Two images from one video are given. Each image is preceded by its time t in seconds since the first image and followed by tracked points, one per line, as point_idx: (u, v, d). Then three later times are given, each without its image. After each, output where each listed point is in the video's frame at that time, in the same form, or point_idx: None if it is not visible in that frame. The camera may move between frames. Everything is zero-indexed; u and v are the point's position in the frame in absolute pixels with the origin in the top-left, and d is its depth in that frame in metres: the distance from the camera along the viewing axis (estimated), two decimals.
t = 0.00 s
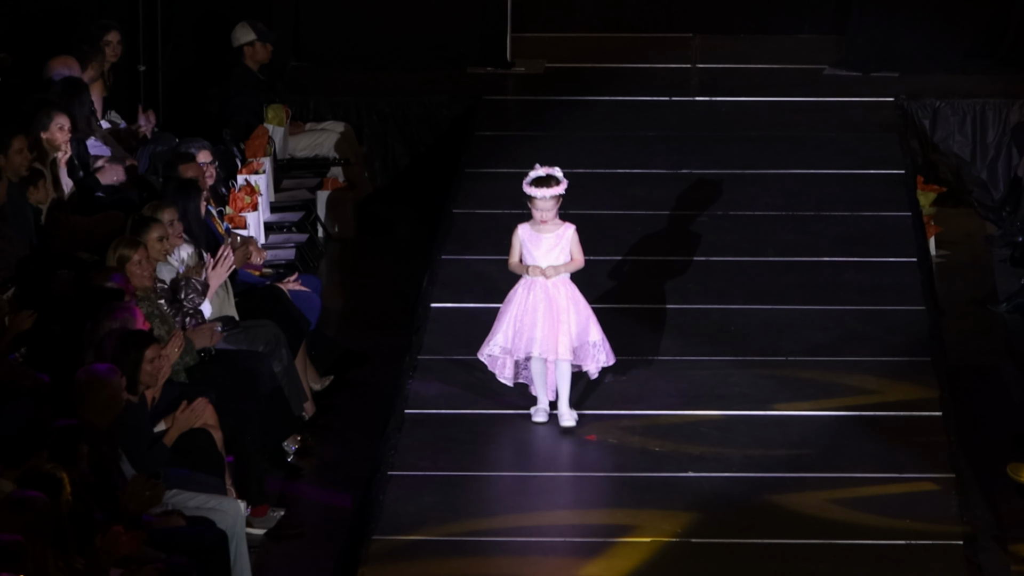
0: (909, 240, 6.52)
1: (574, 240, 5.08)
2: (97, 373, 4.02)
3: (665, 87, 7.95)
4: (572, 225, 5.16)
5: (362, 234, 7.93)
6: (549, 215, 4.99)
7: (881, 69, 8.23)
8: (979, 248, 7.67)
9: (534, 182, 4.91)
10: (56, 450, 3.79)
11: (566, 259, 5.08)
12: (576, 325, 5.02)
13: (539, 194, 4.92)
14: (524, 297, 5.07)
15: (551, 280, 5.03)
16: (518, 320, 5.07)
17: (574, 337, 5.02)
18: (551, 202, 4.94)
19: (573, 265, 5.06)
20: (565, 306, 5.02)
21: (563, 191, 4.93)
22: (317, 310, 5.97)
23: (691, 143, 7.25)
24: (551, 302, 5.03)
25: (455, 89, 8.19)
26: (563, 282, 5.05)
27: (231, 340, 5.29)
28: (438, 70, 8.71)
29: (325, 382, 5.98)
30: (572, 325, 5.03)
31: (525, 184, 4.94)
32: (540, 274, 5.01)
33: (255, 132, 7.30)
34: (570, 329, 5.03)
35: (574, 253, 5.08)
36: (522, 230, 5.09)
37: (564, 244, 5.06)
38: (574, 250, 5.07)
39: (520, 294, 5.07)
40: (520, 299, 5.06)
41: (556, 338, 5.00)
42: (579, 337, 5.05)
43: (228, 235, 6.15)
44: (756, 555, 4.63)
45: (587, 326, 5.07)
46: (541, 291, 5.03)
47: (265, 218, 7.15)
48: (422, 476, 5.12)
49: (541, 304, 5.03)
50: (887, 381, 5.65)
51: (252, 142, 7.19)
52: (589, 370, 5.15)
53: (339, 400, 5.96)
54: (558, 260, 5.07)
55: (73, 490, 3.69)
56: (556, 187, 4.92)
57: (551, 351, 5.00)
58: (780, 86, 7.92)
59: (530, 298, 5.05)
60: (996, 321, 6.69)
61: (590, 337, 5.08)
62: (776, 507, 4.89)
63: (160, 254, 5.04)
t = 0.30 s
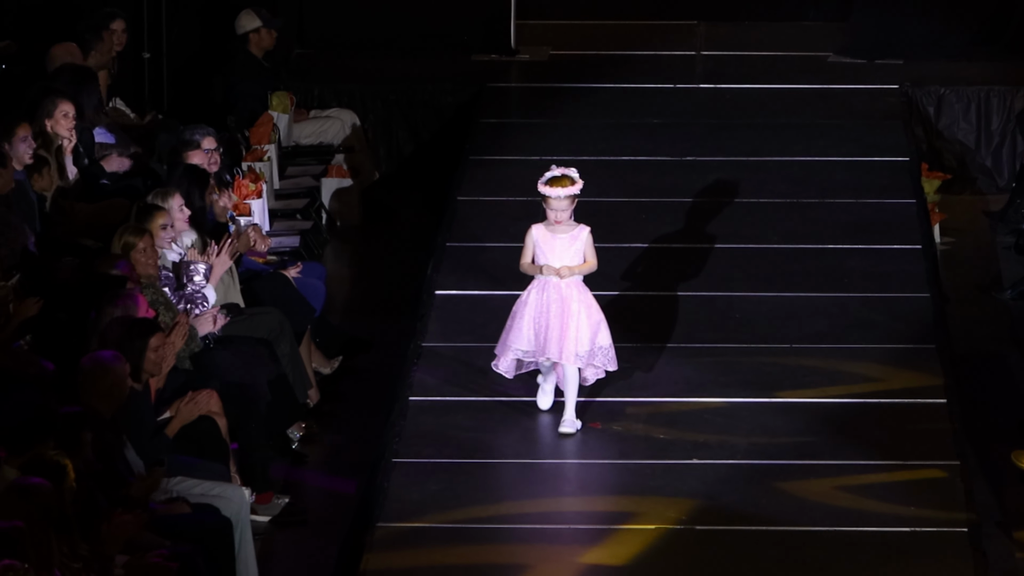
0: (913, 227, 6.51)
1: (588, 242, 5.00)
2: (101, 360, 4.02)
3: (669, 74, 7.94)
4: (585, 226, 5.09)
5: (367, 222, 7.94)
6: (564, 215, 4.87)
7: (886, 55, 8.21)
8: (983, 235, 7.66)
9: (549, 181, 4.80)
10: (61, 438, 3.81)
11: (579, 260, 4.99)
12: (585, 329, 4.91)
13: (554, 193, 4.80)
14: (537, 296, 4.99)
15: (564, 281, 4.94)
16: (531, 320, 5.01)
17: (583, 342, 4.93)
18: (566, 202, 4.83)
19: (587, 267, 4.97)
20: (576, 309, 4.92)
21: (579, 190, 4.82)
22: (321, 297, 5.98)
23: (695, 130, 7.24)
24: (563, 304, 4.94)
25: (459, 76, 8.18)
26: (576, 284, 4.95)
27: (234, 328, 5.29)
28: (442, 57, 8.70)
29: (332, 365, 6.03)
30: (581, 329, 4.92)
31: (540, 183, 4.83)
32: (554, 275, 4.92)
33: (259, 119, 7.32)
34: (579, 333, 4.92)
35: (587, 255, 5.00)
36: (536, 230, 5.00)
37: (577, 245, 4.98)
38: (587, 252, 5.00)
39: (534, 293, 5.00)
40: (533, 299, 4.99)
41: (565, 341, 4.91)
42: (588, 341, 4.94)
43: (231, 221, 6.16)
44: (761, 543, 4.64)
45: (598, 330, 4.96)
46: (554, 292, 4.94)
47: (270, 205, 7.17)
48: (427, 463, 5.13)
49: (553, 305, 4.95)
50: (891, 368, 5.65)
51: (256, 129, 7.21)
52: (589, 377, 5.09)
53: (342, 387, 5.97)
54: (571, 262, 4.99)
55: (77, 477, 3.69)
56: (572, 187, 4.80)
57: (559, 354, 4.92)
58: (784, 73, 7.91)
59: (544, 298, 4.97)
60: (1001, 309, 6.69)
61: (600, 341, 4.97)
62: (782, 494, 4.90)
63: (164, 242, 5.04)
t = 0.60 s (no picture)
0: (912, 216, 6.51)
1: (589, 243, 4.89)
2: (100, 349, 4.02)
3: (668, 63, 7.93)
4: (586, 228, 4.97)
5: (367, 211, 7.94)
6: (565, 216, 4.77)
7: (885, 45, 8.20)
8: (981, 224, 7.67)
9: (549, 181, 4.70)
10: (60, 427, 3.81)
11: (580, 263, 4.88)
12: (593, 329, 4.87)
13: (554, 193, 4.71)
14: (539, 302, 4.88)
15: (567, 283, 4.84)
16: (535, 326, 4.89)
17: (592, 342, 4.88)
18: (566, 202, 4.74)
19: (588, 269, 4.87)
20: (583, 311, 4.85)
21: (579, 190, 4.73)
22: (320, 286, 5.98)
23: (695, 120, 7.23)
24: (568, 308, 4.85)
25: (458, 65, 8.17)
26: (578, 285, 4.87)
27: (233, 317, 5.32)
28: (441, 46, 8.69)
29: (327, 359, 6.00)
30: (589, 330, 4.87)
31: (540, 183, 4.73)
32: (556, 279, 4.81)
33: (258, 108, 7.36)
34: (588, 334, 4.87)
35: (589, 257, 4.89)
36: (536, 232, 4.88)
37: (579, 247, 4.87)
38: (589, 254, 4.89)
39: (535, 299, 4.88)
40: (535, 305, 4.87)
41: (575, 344, 4.84)
42: (597, 342, 4.89)
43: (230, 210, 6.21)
44: (759, 532, 4.65)
45: (604, 329, 4.92)
46: (559, 295, 4.84)
47: (269, 194, 7.23)
48: (427, 452, 5.13)
49: (558, 310, 4.84)
50: (889, 357, 5.66)
51: (255, 119, 7.26)
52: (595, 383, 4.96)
53: (341, 376, 5.97)
54: (572, 264, 4.87)
55: (75, 466, 3.69)
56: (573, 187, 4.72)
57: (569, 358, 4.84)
58: (783, 63, 7.90)
59: (546, 303, 4.86)
60: (999, 298, 6.70)
61: (608, 340, 4.93)
62: (781, 483, 4.91)
63: (163, 232, 5.03)
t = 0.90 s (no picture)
0: (908, 206, 6.51)
1: (580, 244, 4.86)
2: (94, 338, 4.01)
3: (665, 53, 7.93)
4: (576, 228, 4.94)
5: (363, 201, 7.94)
6: (554, 216, 4.74)
7: (880, 35, 8.20)
8: (977, 214, 7.68)
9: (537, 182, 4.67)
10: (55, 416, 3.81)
11: (571, 263, 4.84)
12: (584, 331, 4.82)
13: (542, 194, 4.68)
14: (531, 303, 4.83)
15: (558, 284, 4.80)
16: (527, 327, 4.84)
17: (582, 344, 4.83)
18: (555, 202, 4.70)
19: (579, 270, 4.82)
20: (574, 312, 4.81)
21: (567, 190, 4.70)
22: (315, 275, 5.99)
23: (691, 110, 7.23)
24: (559, 309, 4.81)
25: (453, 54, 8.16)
26: (569, 286, 4.83)
27: (230, 306, 5.33)
28: (437, 36, 8.68)
29: (328, 343, 6.06)
30: (579, 332, 4.82)
31: (529, 183, 4.71)
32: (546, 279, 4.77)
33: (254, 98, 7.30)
34: (578, 336, 4.82)
35: (580, 258, 4.85)
36: (526, 233, 4.85)
37: (569, 247, 4.84)
38: (579, 255, 4.85)
39: (527, 300, 4.83)
40: (527, 306, 4.82)
41: (565, 346, 4.79)
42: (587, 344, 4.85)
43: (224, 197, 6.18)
44: (754, 522, 4.66)
45: (594, 332, 4.87)
46: (550, 296, 4.80)
47: (266, 183, 7.21)
48: (422, 442, 5.14)
49: (550, 311, 4.80)
50: (885, 347, 5.67)
51: (251, 108, 7.19)
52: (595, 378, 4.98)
53: (337, 365, 5.98)
54: (563, 265, 4.84)
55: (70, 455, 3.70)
56: (561, 187, 4.69)
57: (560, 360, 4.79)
58: (779, 53, 7.90)
59: (538, 305, 4.82)
60: (995, 288, 6.71)
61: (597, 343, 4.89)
62: (776, 473, 4.91)
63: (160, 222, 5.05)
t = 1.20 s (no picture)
0: (904, 196, 6.51)
1: (577, 253, 4.81)
2: (87, 327, 4.04)
3: (661, 43, 7.92)
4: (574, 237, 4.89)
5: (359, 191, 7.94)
6: (552, 224, 4.72)
7: (876, 24, 8.18)
8: (973, 204, 7.69)
9: (536, 192, 4.61)
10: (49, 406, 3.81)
11: (567, 273, 4.80)
12: (574, 346, 4.78)
13: (541, 203, 4.63)
14: (524, 312, 4.82)
15: (553, 294, 4.77)
16: (519, 336, 4.84)
17: (571, 359, 4.79)
18: (553, 212, 4.66)
19: (575, 280, 4.78)
20: (565, 325, 4.77)
21: (567, 201, 4.64)
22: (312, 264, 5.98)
23: (687, 100, 7.22)
24: (552, 320, 4.79)
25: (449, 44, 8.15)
26: (565, 296, 4.79)
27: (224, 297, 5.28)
28: (433, 26, 8.66)
29: (320, 339, 6.05)
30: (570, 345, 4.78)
31: (528, 192, 4.65)
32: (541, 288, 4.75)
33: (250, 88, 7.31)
34: (569, 350, 4.78)
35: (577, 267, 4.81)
36: (522, 242, 4.81)
37: (566, 257, 4.79)
38: (576, 265, 4.80)
39: (520, 309, 4.82)
40: (520, 315, 4.81)
41: (553, 358, 4.76)
42: (576, 358, 4.81)
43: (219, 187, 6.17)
44: (750, 512, 4.67)
45: (585, 345, 4.83)
46: (544, 308, 4.78)
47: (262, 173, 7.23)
48: (417, 433, 5.15)
49: (542, 321, 4.78)
50: (880, 337, 5.68)
51: (247, 98, 7.20)
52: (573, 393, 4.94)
53: (333, 356, 5.98)
54: (559, 275, 4.80)
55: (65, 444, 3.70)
56: (560, 198, 4.62)
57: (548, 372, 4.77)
58: (775, 43, 7.88)
59: (531, 314, 4.80)
60: (991, 278, 6.72)
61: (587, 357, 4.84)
62: (771, 464, 4.92)
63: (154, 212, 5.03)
